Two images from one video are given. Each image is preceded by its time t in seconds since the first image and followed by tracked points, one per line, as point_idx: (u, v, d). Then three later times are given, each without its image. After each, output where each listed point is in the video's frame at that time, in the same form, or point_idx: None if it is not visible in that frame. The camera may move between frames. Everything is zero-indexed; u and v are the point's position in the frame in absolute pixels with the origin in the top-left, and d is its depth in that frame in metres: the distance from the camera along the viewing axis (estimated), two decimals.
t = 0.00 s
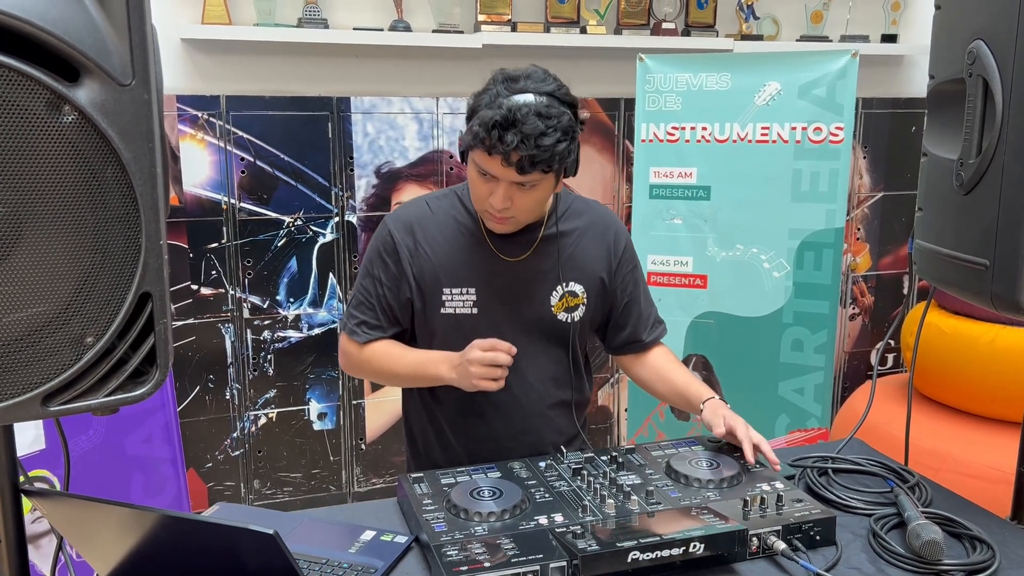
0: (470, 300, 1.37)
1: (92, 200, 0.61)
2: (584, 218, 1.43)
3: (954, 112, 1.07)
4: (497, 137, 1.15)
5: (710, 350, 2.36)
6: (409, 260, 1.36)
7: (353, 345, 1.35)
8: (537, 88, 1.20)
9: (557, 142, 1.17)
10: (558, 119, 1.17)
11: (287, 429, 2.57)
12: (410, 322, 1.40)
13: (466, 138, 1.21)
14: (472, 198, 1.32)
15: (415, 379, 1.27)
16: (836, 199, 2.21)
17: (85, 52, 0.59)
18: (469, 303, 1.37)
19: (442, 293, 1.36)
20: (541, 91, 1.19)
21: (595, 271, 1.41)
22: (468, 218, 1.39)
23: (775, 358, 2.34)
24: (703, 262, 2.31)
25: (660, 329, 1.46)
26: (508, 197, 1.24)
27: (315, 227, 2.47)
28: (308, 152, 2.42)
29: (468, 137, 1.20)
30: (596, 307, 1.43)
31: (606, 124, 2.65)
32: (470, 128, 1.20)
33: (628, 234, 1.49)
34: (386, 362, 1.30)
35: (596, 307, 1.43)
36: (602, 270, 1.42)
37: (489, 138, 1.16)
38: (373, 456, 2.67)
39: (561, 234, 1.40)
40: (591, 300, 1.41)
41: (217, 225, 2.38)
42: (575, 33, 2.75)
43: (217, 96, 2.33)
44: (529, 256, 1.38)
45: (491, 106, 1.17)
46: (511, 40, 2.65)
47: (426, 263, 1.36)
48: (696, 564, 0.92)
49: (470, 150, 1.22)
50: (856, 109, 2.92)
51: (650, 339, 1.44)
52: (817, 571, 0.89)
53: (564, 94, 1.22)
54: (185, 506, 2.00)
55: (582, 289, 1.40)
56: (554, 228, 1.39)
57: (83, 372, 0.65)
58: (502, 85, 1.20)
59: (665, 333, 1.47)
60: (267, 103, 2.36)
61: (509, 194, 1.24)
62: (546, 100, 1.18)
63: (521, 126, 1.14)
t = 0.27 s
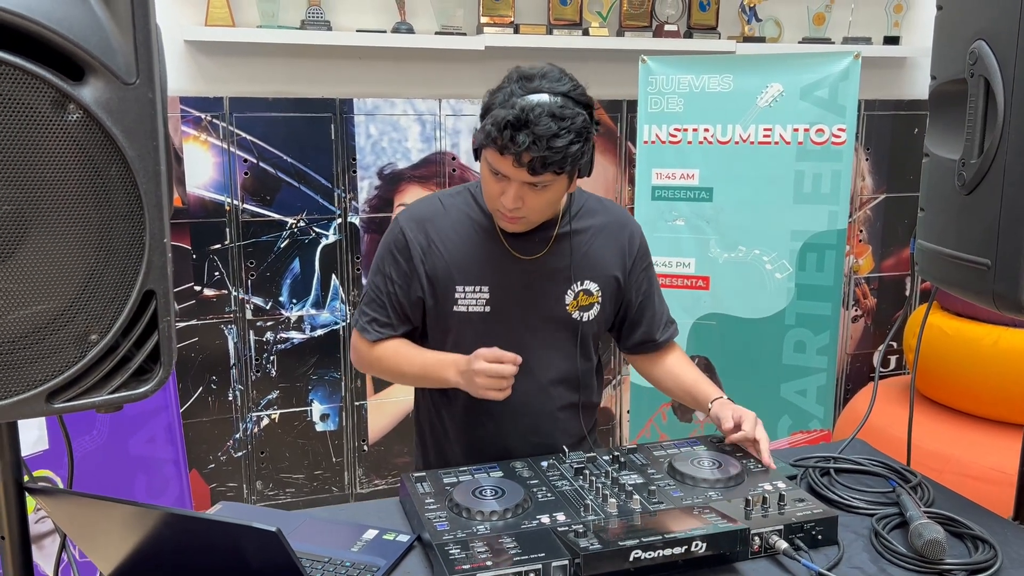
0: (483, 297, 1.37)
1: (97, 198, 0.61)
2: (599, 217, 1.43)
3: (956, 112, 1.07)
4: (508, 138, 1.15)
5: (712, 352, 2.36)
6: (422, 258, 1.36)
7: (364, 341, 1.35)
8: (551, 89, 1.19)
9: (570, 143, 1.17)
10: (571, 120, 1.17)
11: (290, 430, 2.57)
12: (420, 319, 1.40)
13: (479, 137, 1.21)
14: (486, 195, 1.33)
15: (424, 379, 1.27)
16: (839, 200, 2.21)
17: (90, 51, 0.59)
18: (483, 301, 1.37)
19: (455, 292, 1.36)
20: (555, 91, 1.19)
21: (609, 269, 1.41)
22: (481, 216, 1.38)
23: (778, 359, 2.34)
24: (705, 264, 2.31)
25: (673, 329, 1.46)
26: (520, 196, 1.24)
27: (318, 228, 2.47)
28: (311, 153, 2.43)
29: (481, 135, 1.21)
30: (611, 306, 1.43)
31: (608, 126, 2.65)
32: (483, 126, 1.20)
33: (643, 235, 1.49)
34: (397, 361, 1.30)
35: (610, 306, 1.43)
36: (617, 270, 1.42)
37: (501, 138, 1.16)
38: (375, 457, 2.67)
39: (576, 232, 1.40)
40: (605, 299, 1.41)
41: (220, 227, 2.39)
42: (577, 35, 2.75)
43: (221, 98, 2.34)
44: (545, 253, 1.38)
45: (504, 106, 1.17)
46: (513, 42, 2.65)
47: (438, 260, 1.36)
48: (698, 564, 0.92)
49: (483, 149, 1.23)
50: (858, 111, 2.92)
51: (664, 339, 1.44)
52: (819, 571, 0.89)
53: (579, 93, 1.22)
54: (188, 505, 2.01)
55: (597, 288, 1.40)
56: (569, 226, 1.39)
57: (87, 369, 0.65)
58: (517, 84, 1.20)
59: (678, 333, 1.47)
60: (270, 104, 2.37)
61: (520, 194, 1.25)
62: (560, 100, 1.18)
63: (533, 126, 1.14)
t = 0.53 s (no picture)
0: (489, 306, 1.36)
1: (96, 199, 0.62)
2: (605, 226, 1.43)
3: (956, 113, 1.06)
4: (551, 173, 1.15)
5: (714, 354, 2.36)
6: (428, 266, 1.35)
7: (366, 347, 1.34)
8: (571, 108, 1.19)
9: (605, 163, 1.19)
10: (601, 141, 1.18)
11: (292, 432, 2.57)
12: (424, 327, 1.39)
13: (510, 171, 1.19)
14: (508, 217, 1.32)
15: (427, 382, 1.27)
16: (840, 202, 2.20)
17: (89, 51, 0.59)
18: (489, 310, 1.36)
19: (461, 300, 1.36)
20: (576, 111, 1.19)
21: (615, 280, 1.41)
22: (488, 225, 1.38)
23: (780, 362, 2.34)
24: (707, 266, 2.32)
25: (676, 337, 1.47)
26: (556, 220, 1.25)
27: (319, 230, 2.47)
28: (313, 155, 2.43)
29: (511, 169, 1.19)
30: (615, 315, 1.43)
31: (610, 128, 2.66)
32: (515, 160, 1.19)
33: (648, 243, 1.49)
34: (398, 365, 1.29)
35: (615, 315, 1.43)
36: (623, 279, 1.42)
37: (542, 173, 1.16)
38: (377, 459, 2.67)
39: (583, 242, 1.40)
40: (610, 309, 1.42)
41: (222, 229, 2.39)
42: (579, 37, 2.75)
43: (223, 100, 2.35)
44: (550, 263, 1.38)
45: (538, 140, 1.15)
46: (514, 44, 2.66)
47: (444, 269, 1.35)
48: (697, 565, 0.92)
49: (512, 181, 1.21)
50: (860, 113, 2.92)
51: (666, 347, 1.46)
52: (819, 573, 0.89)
53: (594, 107, 1.22)
54: (190, 506, 2.03)
55: (602, 297, 1.40)
56: (576, 235, 1.39)
57: (86, 370, 0.65)
58: (537, 109, 1.18)
59: (680, 341, 1.48)
60: (272, 107, 2.37)
61: (556, 219, 1.25)
62: (585, 120, 1.18)
63: (574, 158, 1.14)
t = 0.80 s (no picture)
0: (490, 293, 1.37)
1: (99, 200, 0.62)
2: (599, 219, 1.46)
3: (958, 115, 1.06)
4: (565, 176, 1.16)
5: (717, 356, 2.36)
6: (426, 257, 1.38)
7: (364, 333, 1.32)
8: (576, 108, 1.20)
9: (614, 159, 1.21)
10: (608, 138, 1.20)
11: (295, 434, 2.58)
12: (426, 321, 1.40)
13: (520, 175, 1.20)
14: (514, 217, 1.33)
15: (419, 313, 1.25)
16: (844, 205, 2.20)
17: (92, 53, 0.60)
18: (489, 297, 1.37)
19: (461, 286, 1.37)
20: (582, 111, 1.20)
21: (613, 271, 1.43)
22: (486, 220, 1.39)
23: (783, 364, 2.33)
24: (710, 269, 2.32)
25: (664, 330, 1.49)
26: (567, 217, 1.27)
27: (323, 232, 2.48)
28: (316, 158, 2.43)
29: (522, 173, 1.20)
30: (611, 307, 1.45)
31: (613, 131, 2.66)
32: (526, 165, 1.19)
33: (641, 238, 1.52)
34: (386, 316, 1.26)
35: (611, 307, 1.45)
36: (618, 271, 1.44)
37: (555, 176, 1.17)
38: (380, 461, 2.67)
39: (579, 234, 1.42)
40: (608, 301, 1.43)
41: (225, 231, 2.40)
42: (582, 39, 2.76)
43: (226, 103, 2.35)
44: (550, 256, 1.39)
45: (548, 144, 1.16)
46: (518, 47, 2.66)
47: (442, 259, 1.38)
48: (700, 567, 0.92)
49: (522, 184, 1.22)
50: (863, 115, 2.91)
51: (654, 339, 1.48)
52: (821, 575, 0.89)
53: (595, 102, 1.24)
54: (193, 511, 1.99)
55: (599, 289, 1.42)
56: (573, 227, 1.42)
57: (88, 370, 0.65)
58: (543, 112, 1.19)
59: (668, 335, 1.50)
60: (275, 109, 2.38)
61: (566, 216, 1.27)
62: (590, 119, 1.20)
63: (587, 159, 1.16)
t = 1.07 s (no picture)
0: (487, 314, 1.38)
1: (102, 203, 0.62)
2: (600, 238, 1.46)
3: (962, 118, 1.06)
4: (571, 205, 1.16)
5: (721, 359, 2.35)
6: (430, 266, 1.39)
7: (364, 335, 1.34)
8: (575, 135, 1.20)
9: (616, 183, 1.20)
10: (609, 161, 1.20)
11: (299, 436, 2.58)
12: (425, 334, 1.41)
13: (525, 206, 1.20)
14: (524, 246, 1.33)
15: (415, 295, 1.26)
16: (848, 207, 2.20)
17: (95, 56, 0.60)
18: (487, 318, 1.38)
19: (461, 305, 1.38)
20: (580, 137, 1.20)
21: (610, 291, 1.43)
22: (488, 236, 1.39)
23: (788, 367, 2.33)
24: (714, 272, 2.31)
25: (661, 354, 1.48)
26: (573, 243, 1.27)
27: (327, 235, 2.48)
28: (320, 161, 2.44)
29: (526, 205, 1.19)
30: (608, 327, 1.44)
31: (618, 134, 2.66)
32: (530, 196, 1.19)
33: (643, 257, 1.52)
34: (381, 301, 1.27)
35: (608, 328, 1.44)
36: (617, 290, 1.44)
37: (561, 206, 1.16)
38: (384, 464, 2.67)
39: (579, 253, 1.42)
40: (605, 320, 1.43)
41: (230, 234, 2.40)
42: (587, 42, 2.76)
43: (231, 106, 2.35)
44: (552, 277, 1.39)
45: (551, 172, 1.16)
46: (522, 50, 2.66)
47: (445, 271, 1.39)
48: (702, 569, 0.92)
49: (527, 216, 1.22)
50: (868, 118, 2.91)
51: (649, 363, 1.46)
52: None
53: (593, 128, 1.23)
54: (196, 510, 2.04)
55: (597, 310, 1.42)
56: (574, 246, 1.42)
57: (91, 372, 0.66)
58: (541, 141, 1.19)
59: (666, 359, 1.49)
60: (280, 112, 2.38)
61: (574, 241, 1.27)
62: (590, 145, 1.20)
63: (590, 186, 1.15)
